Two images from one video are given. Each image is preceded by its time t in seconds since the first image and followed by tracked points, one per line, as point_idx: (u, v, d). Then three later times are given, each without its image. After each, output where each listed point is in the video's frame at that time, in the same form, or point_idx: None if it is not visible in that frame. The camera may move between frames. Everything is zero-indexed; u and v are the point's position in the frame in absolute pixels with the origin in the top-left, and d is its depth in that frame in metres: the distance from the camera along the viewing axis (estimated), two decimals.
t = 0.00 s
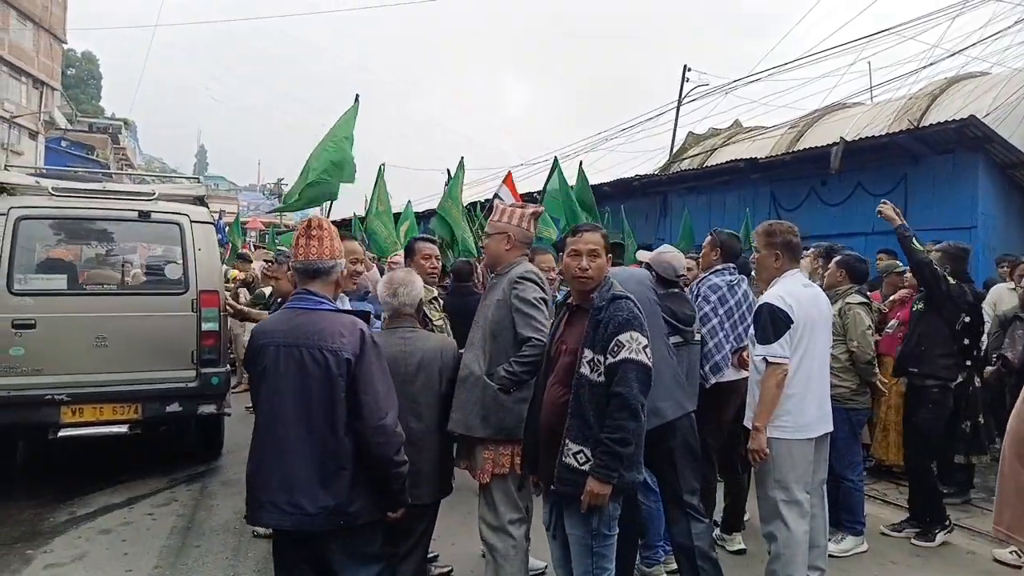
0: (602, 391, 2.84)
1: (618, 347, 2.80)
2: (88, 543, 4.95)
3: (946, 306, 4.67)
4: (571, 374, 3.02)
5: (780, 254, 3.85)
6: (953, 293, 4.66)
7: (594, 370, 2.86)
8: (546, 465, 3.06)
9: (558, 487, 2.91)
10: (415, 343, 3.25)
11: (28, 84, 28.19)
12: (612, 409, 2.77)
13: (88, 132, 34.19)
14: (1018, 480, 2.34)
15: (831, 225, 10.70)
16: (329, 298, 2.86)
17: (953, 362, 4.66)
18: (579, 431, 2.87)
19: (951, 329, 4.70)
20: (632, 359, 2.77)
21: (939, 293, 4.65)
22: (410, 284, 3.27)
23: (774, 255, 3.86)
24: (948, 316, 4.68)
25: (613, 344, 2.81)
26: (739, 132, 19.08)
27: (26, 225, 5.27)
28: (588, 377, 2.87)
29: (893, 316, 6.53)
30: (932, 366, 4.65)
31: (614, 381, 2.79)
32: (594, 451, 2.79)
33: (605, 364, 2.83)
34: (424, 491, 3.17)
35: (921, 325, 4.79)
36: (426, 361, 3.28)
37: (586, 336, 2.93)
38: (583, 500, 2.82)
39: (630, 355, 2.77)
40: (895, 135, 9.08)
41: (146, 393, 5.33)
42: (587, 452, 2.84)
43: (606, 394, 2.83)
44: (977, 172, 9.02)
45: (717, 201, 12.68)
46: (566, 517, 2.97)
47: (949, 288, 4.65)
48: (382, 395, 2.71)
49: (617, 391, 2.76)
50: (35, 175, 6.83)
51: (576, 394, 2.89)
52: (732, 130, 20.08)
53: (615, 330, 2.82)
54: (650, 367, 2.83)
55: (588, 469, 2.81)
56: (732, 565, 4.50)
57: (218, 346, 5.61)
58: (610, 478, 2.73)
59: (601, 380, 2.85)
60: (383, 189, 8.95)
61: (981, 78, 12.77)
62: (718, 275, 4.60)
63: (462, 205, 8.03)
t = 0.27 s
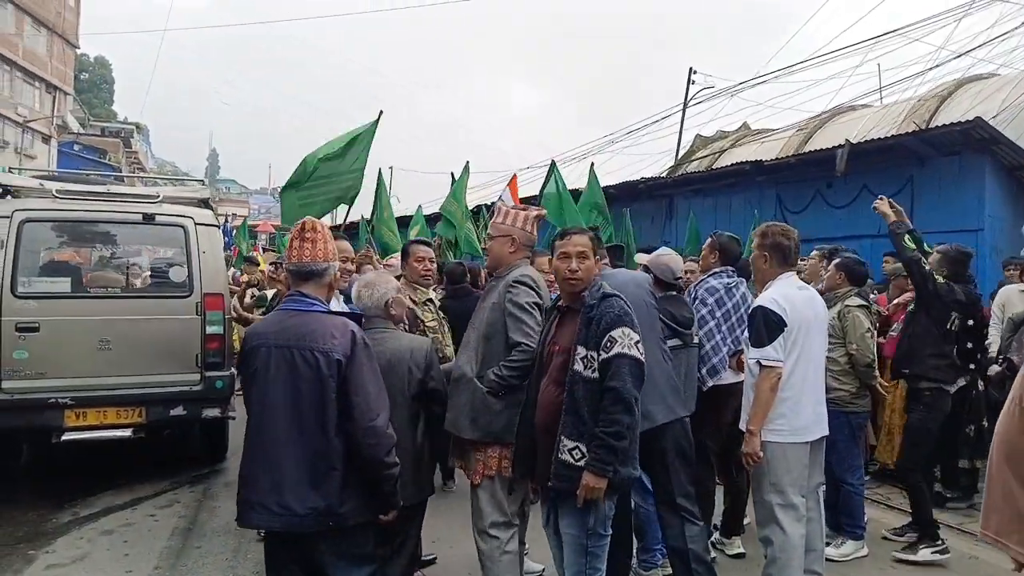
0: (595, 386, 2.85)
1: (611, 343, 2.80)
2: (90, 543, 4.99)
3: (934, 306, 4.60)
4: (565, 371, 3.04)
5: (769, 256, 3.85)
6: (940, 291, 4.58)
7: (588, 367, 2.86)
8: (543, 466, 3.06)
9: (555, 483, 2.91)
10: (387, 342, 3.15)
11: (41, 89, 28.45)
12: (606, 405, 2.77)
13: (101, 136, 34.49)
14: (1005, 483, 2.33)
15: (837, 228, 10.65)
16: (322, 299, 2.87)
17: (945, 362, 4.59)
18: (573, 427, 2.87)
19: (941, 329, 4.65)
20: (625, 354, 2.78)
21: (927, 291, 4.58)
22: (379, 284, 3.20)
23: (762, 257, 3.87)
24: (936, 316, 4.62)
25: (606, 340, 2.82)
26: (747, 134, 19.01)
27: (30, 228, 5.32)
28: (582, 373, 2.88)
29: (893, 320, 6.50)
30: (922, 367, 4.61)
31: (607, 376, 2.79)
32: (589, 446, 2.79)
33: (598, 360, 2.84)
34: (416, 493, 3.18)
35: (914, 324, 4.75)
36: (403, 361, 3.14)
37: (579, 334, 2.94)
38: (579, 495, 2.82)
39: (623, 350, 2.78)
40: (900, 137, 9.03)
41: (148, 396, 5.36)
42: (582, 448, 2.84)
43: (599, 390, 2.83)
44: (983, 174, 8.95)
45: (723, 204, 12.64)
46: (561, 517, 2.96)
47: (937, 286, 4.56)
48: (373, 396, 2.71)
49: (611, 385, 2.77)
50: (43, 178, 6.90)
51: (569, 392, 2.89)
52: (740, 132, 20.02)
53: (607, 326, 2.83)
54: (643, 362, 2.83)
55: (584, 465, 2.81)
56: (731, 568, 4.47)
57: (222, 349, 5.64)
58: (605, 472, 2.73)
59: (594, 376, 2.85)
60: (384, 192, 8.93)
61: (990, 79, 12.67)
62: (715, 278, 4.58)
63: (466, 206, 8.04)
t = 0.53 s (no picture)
0: (597, 387, 2.84)
1: (610, 344, 2.80)
2: (89, 545, 5.01)
3: (927, 308, 4.55)
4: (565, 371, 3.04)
5: (763, 258, 3.84)
6: (930, 291, 4.51)
7: (587, 368, 2.86)
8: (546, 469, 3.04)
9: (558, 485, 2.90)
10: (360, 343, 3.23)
11: (51, 94, 28.65)
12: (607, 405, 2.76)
13: (110, 140, 34.71)
14: (993, 487, 2.33)
15: (842, 230, 10.60)
16: (323, 302, 2.85)
17: (940, 365, 4.51)
18: (575, 429, 2.85)
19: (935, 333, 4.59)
20: (625, 354, 2.77)
21: (917, 290, 4.52)
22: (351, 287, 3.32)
23: (757, 258, 3.87)
24: (930, 317, 4.57)
25: (605, 341, 2.81)
26: (752, 136, 18.95)
27: (32, 232, 5.34)
28: (582, 375, 2.87)
29: (895, 324, 6.45)
30: (918, 370, 4.55)
31: (608, 377, 2.79)
32: (593, 447, 2.78)
33: (598, 361, 2.83)
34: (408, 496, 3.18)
35: (910, 326, 4.71)
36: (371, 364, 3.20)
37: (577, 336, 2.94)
38: (584, 495, 2.80)
39: (623, 350, 2.78)
40: (904, 139, 8.99)
41: (149, 401, 5.38)
42: (585, 449, 2.83)
43: (601, 391, 2.82)
44: (988, 176, 8.89)
45: (727, 207, 12.61)
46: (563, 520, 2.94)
47: (926, 286, 4.49)
48: (371, 401, 2.67)
49: (612, 385, 2.76)
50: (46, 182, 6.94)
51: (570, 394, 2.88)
52: (746, 134, 19.95)
53: (606, 326, 2.83)
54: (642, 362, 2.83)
55: (587, 465, 2.79)
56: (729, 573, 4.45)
57: (223, 353, 5.65)
58: (610, 472, 2.72)
59: (595, 377, 2.84)
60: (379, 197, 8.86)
61: (997, 80, 12.60)
62: (713, 281, 4.55)
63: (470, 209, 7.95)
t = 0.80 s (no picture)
0: (607, 383, 2.83)
1: (616, 340, 2.80)
2: (96, 542, 5.05)
3: (927, 305, 4.52)
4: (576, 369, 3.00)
5: (762, 257, 3.85)
6: (930, 287, 4.48)
7: (595, 364, 2.86)
8: (558, 468, 3.02)
9: (573, 483, 2.88)
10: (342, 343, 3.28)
11: (63, 96, 28.88)
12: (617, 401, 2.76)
13: (121, 142, 34.96)
14: (988, 484, 2.34)
15: (849, 230, 10.57)
16: (354, 304, 2.83)
17: (943, 363, 4.49)
18: (588, 426, 2.86)
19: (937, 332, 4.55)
20: (631, 349, 2.77)
21: (917, 288, 4.50)
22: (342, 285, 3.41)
23: (755, 257, 3.88)
24: (932, 315, 4.52)
25: (611, 337, 2.82)
26: (760, 137, 18.90)
27: (41, 231, 5.40)
28: (591, 371, 2.87)
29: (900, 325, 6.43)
30: (920, 369, 4.55)
31: (616, 373, 2.78)
32: (605, 443, 2.78)
33: (606, 357, 2.83)
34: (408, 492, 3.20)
35: (912, 325, 4.69)
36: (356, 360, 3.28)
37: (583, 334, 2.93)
38: (598, 492, 2.80)
39: (630, 346, 2.78)
40: (910, 139, 8.95)
41: (156, 399, 5.43)
42: (597, 446, 2.82)
43: (611, 388, 2.81)
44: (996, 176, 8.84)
45: (734, 207, 12.59)
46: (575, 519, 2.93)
47: (926, 282, 4.46)
48: (397, 405, 2.66)
49: (621, 381, 2.75)
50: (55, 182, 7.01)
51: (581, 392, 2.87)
52: (754, 134, 19.90)
53: (611, 323, 2.83)
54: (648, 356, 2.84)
55: (602, 462, 2.78)
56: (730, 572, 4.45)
57: (230, 352, 5.70)
58: (625, 467, 2.72)
59: (604, 374, 2.84)
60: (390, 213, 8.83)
61: (1006, 80, 12.51)
62: (713, 280, 4.56)
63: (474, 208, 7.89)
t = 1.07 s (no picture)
0: (622, 388, 2.86)
1: (632, 345, 2.83)
2: (109, 539, 5.13)
3: (938, 310, 4.50)
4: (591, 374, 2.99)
5: (769, 258, 3.86)
6: (940, 292, 4.44)
7: (611, 369, 2.88)
8: (571, 472, 3.03)
9: (585, 488, 2.89)
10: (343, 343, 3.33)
11: (77, 98, 29.14)
12: (632, 405, 2.79)
13: (134, 143, 35.24)
14: (988, 484, 2.36)
15: (859, 232, 10.54)
16: (413, 306, 2.91)
17: (952, 369, 4.47)
18: (601, 431, 2.87)
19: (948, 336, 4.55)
20: (648, 355, 2.81)
21: (926, 293, 4.48)
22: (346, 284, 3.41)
23: (761, 258, 3.88)
24: (943, 320, 4.51)
25: (628, 342, 2.84)
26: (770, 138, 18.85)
27: (55, 232, 5.49)
28: (606, 376, 2.89)
29: (909, 327, 6.42)
30: (928, 374, 4.53)
31: (633, 379, 2.81)
32: (619, 449, 2.80)
33: (622, 362, 2.86)
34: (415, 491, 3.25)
35: (922, 328, 4.67)
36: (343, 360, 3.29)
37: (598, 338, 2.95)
38: (610, 497, 2.82)
39: (647, 351, 2.81)
40: (920, 140, 8.93)
41: (168, 400, 5.49)
42: (611, 450, 2.84)
43: (626, 393, 2.84)
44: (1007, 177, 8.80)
45: (744, 208, 12.57)
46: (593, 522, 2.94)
47: (936, 287, 4.44)
48: (449, 405, 2.74)
49: (637, 387, 2.79)
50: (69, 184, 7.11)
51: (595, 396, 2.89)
52: (765, 135, 19.85)
53: (628, 328, 2.86)
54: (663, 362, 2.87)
55: (614, 467, 2.80)
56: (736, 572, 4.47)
57: (242, 353, 5.76)
58: (637, 474, 2.75)
59: (619, 378, 2.87)
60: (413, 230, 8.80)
61: (1018, 80, 12.44)
62: (720, 282, 4.58)
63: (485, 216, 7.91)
